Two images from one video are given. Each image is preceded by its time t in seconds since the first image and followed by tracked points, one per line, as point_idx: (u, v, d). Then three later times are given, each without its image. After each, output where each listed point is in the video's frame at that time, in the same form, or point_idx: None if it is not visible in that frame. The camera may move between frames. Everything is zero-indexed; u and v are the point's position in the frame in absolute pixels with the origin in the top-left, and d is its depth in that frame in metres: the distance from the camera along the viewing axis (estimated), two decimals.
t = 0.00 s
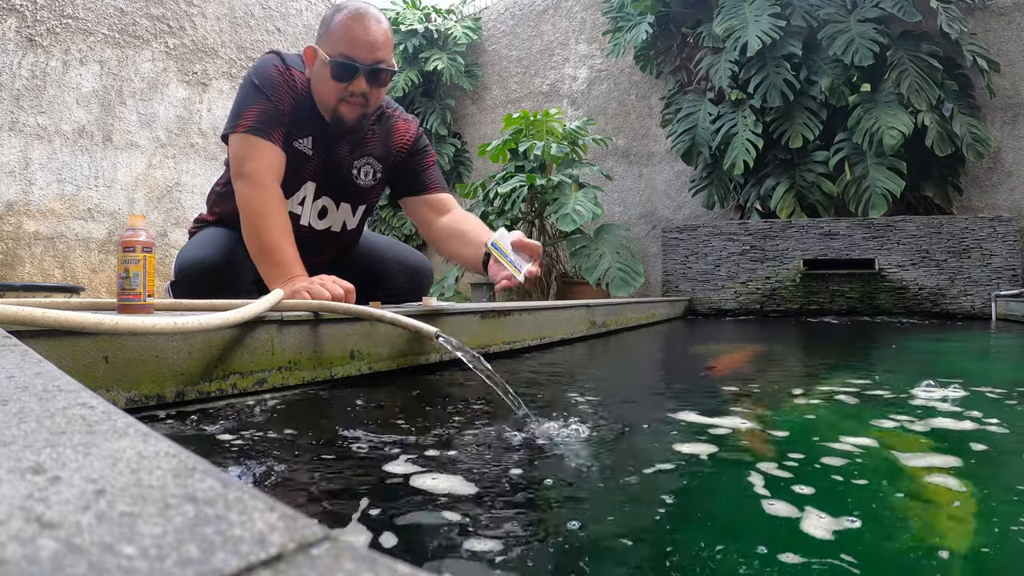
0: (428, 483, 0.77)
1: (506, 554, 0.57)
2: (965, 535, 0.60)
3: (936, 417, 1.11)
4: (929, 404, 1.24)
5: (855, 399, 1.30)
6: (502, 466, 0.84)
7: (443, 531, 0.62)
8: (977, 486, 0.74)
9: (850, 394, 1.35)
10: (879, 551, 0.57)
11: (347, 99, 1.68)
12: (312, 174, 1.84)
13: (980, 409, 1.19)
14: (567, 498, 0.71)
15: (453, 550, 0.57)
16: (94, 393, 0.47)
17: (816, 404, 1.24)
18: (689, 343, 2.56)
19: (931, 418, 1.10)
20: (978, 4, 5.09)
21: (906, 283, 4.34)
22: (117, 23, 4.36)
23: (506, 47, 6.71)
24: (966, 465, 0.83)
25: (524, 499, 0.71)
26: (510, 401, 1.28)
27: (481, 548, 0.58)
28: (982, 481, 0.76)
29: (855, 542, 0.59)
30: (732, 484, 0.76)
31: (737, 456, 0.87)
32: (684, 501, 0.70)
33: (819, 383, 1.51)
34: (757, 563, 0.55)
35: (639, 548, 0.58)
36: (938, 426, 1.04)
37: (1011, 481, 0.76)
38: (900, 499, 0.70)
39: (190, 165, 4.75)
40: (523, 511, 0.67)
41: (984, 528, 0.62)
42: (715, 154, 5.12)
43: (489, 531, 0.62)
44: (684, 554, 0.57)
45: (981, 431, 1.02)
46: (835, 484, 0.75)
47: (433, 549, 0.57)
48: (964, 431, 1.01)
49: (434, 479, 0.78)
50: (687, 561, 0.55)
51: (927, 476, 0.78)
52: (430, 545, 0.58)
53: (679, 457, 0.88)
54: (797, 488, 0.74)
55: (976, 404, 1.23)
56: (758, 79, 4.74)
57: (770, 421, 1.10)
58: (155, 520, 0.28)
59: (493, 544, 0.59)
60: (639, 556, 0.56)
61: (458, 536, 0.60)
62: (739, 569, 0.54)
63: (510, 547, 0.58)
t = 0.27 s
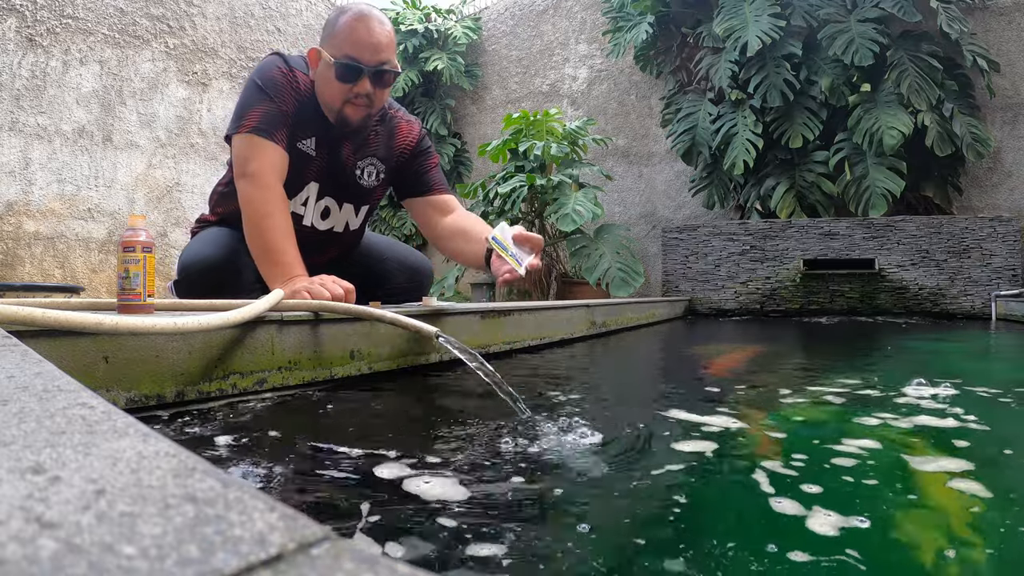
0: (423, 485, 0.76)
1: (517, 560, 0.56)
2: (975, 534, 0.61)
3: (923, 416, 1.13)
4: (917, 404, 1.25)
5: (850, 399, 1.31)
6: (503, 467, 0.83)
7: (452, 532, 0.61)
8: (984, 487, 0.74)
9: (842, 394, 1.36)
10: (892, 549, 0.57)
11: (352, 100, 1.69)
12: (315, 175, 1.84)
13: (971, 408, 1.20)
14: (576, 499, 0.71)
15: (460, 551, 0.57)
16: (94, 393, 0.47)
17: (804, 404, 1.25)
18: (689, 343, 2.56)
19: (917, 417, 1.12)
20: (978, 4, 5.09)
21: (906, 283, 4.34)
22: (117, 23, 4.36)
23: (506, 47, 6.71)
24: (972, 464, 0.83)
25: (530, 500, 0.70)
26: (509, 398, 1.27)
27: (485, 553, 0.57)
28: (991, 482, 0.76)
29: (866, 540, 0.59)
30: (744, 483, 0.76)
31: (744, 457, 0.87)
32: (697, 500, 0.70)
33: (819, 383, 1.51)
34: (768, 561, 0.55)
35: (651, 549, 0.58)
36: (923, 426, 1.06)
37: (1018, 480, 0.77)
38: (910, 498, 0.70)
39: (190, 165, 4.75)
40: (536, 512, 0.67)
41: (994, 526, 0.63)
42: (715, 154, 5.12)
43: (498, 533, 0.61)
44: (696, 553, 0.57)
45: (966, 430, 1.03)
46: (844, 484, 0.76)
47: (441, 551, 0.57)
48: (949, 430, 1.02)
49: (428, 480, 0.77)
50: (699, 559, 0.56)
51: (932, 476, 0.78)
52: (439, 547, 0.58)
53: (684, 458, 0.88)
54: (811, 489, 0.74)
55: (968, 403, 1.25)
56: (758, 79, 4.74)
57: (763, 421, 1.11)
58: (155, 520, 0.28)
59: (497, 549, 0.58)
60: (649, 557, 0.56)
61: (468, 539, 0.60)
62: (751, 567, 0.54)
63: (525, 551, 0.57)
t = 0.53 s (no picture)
0: (421, 490, 0.74)
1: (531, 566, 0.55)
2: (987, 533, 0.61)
3: (904, 415, 1.15)
4: (901, 402, 1.27)
5: (843, 398, 1.31)
6: (501, 467, 0.83)
7: (461, 537, 0.61)
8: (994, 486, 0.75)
9: (838, 394, 1.36)
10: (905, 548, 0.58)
11: (353, 99, 1.69)
12: (319, 172, 1.85)
13: (955, 407, 1.22)
14: (585, 501, 0.70)
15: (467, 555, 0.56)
16: (94, 393, 0.47)
17: (790, 404, 1.26)
18: (689, 343, 2.56)
19: (898, 416, 1.14)
20: (978, 4, 5.09)
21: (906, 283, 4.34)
22: (117, 23, 4.36)
23: (506, 47, 6.71)
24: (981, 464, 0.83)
25: (538, 503, 0.70)
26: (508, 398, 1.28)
27: (489, 561, 0.56)
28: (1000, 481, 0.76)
29: (878, 538, 0.60)
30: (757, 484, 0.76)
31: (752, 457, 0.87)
32: (710, 500, 0.71)
33: (819, 383, 1.51)
34: (782, 560, 0.55)
35: (664, 550, 0.58)
36: (905, 424, 1.08)
37: None
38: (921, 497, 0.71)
39: (190, 165, 4.75)
40: (546, 514, 0.66)
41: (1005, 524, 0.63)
42: (715, 154, 5.12)
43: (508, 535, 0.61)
44: (711, 553, 0.57)
45: (948, 427, 1.05)
46: (856, 484, 0.76)
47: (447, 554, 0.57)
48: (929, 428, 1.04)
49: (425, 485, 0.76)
50: (715, 559, 0.56)
51: (943, 476, 0.78)
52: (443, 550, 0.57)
53: (683, 458, 0.88)
54: (822, 488, 0.74)
55: (956, 402, 1.26)
56: (758, 79, 4.74)
57: (752, 421, 1.11)
58: (155, 519, 0.28)
59: (502, 556, 0.57)
60: (666, 559, 0.56)
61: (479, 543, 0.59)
62: (766, 566, 0.54)
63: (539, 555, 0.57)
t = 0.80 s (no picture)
0: (423, 493, 0.73)
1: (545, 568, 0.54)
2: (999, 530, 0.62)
3: (887, 413, 1.16)
4: (887, 401, 1.29)
5: (839, 398, 1.32)
6: (500, 468, 0.83)
7: (470, 538, 0.60)
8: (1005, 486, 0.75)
9: (837, 394, 1.36)
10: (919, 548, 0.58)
11: (345, 90, 1.70)
12: (321, 166, 1.84)
13: (940, 404, 1.24)
14: (596, 503, 0.70)
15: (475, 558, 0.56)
16: (94, 393, 0.47)
17: (778, 403, 1.26)
18: (689, 343, 2.56)
19: (883, 414, 1.15)
20: (979, 4, 5.09)
21: (906, 283, 4.34)
22: (117, 23, 4.37)
23: (506, 47, 6.71)
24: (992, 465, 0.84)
25: (546, 505, 0.69)
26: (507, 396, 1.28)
27: (495, 571, 0.54)
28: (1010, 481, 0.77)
29: (891, 538, 0.60)
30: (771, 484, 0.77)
31: (762, 458, 0.88)
32: (725, 500, 0.71)
33: (820, 383, 1.51)
34: (798, 559, 0.56)
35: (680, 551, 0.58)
36: (889, 422, 1.10)
37: None
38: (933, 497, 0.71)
39: (190, 165, 4.75)
40: (556, 516, 0.66)
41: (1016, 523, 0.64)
42: (714, 154, 5.12)
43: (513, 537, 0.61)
44: (726, 553, 0.58)
45: (931, 425, 1.07)
46: (867, 483, 0.77)
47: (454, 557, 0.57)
48: (911, 425, 1.07)
49: (426, 487, 0.75)
50: (730, 559, 0.56)
51: (952, 476, 0.79)
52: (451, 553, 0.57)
53: (681, 458, 0.88)
54: (833, 487, 0.75)
55: (945, 401, 1.28)
56: (758, 79, 4.74)
57: (742, 420, 1.12)
58: (156, 519, 0.28)
59: (509, 565, 0.55)
60: (684, 557, 0.57)
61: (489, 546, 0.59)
62: (782, 565, 0.55)
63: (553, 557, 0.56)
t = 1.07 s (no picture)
0: (424, 495, 0.73)
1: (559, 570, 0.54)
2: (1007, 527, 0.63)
3: (870, 411, 1.18)
4: (871, 399, 1.30)
5: (833, 398, 1.32)
6: (498, 468, 0.83)
7: (474, 540, 0.60)
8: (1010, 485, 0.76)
9: (836, 394, 1.37)
10: (930, 544, 0.59)
11: (343, 79, 1.71)
12: (321, 156, 1.83)
13: (924, 403, 1.26)
14: (603, 503, 0.70)
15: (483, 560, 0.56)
16: (94, 393, 0.47)
17: (764, 403, 1.27)
18: (690, 343, 2.56)
19: (866, 412, 1.17)
20: (978, 4, 5.09)
21: (906, 283, 4.34)
22: (117, 23, 4.37)
23: (506, 47, 6.71)
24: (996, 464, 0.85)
25: (553, 506, 0.69)
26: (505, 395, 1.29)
27: None
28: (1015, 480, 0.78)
29: (903, 535, 0.61)
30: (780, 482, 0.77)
31: (767, 456, 0.88)
32: (736, 499, 0.71)
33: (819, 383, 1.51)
34: (811, 556, 0.56)
35: (692, 549, 0.58)
36: (872, 420, 1.11)
37: None
38: (940, 495, 0.72)
39: (190, 165, 4.75)
40: (565, 516, 0.66)
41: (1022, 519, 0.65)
42: (714, 154, 5.12)
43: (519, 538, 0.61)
44: (739, 551, 0.58)
45: (914, 423, 1.09)
46: (876, 482, 0.77)
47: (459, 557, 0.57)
48: (894, 423, 1.08)
49: (427, 489, 0.75)
50: (743, 556, 0.57)
51: (957, 474, 0.80)
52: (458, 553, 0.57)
53: (679, 457, 0.88)
54: (844, 485, 0.76)
55: (933, 400, 1.29)
56: (758, 79, 4.74)
57: (731, 420, 1.12)
58: (155, 520, 0.28)
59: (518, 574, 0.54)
60: (697, 555, 0.57)
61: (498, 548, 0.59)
62: (796, 561, 0.55)
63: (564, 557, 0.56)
